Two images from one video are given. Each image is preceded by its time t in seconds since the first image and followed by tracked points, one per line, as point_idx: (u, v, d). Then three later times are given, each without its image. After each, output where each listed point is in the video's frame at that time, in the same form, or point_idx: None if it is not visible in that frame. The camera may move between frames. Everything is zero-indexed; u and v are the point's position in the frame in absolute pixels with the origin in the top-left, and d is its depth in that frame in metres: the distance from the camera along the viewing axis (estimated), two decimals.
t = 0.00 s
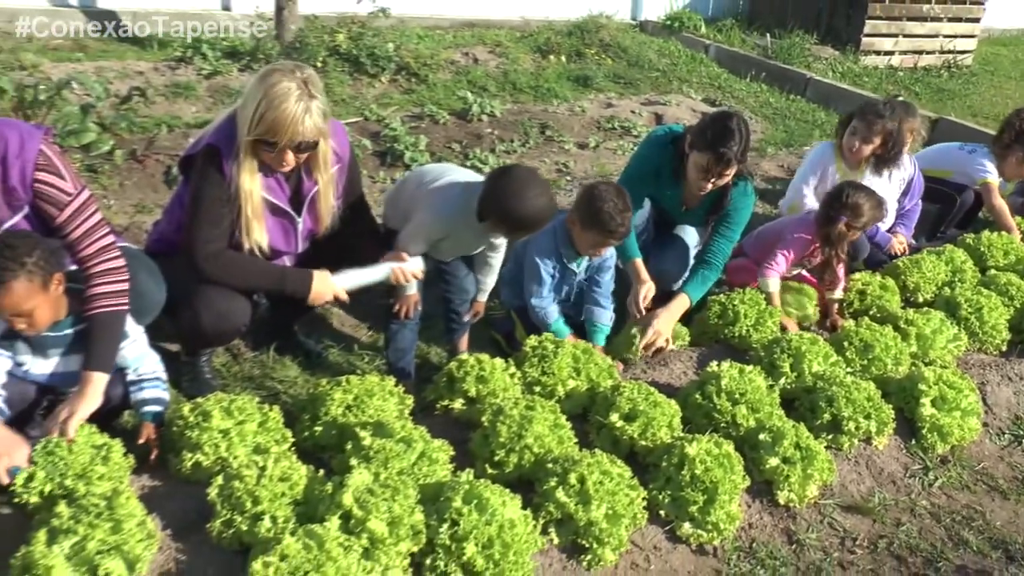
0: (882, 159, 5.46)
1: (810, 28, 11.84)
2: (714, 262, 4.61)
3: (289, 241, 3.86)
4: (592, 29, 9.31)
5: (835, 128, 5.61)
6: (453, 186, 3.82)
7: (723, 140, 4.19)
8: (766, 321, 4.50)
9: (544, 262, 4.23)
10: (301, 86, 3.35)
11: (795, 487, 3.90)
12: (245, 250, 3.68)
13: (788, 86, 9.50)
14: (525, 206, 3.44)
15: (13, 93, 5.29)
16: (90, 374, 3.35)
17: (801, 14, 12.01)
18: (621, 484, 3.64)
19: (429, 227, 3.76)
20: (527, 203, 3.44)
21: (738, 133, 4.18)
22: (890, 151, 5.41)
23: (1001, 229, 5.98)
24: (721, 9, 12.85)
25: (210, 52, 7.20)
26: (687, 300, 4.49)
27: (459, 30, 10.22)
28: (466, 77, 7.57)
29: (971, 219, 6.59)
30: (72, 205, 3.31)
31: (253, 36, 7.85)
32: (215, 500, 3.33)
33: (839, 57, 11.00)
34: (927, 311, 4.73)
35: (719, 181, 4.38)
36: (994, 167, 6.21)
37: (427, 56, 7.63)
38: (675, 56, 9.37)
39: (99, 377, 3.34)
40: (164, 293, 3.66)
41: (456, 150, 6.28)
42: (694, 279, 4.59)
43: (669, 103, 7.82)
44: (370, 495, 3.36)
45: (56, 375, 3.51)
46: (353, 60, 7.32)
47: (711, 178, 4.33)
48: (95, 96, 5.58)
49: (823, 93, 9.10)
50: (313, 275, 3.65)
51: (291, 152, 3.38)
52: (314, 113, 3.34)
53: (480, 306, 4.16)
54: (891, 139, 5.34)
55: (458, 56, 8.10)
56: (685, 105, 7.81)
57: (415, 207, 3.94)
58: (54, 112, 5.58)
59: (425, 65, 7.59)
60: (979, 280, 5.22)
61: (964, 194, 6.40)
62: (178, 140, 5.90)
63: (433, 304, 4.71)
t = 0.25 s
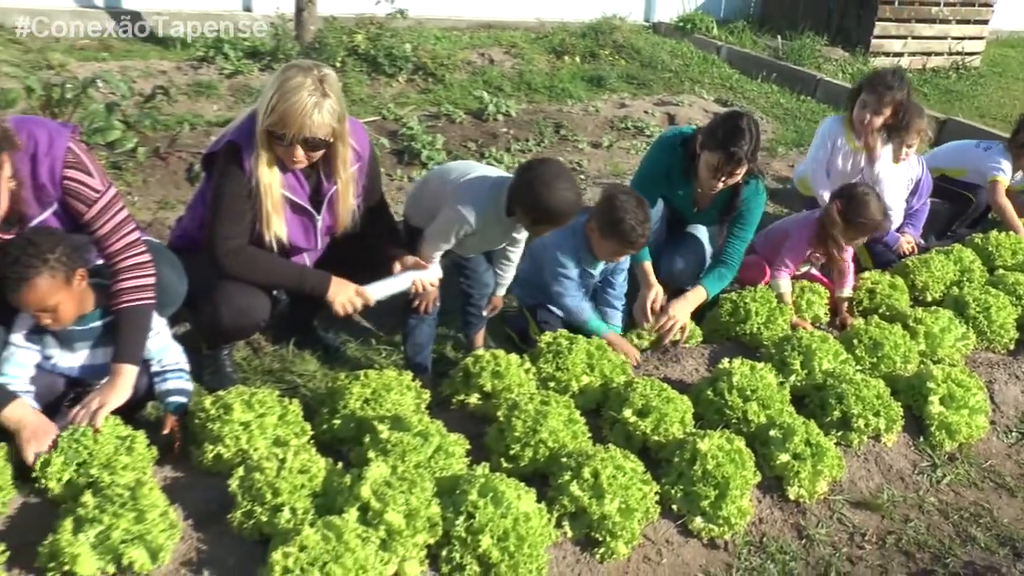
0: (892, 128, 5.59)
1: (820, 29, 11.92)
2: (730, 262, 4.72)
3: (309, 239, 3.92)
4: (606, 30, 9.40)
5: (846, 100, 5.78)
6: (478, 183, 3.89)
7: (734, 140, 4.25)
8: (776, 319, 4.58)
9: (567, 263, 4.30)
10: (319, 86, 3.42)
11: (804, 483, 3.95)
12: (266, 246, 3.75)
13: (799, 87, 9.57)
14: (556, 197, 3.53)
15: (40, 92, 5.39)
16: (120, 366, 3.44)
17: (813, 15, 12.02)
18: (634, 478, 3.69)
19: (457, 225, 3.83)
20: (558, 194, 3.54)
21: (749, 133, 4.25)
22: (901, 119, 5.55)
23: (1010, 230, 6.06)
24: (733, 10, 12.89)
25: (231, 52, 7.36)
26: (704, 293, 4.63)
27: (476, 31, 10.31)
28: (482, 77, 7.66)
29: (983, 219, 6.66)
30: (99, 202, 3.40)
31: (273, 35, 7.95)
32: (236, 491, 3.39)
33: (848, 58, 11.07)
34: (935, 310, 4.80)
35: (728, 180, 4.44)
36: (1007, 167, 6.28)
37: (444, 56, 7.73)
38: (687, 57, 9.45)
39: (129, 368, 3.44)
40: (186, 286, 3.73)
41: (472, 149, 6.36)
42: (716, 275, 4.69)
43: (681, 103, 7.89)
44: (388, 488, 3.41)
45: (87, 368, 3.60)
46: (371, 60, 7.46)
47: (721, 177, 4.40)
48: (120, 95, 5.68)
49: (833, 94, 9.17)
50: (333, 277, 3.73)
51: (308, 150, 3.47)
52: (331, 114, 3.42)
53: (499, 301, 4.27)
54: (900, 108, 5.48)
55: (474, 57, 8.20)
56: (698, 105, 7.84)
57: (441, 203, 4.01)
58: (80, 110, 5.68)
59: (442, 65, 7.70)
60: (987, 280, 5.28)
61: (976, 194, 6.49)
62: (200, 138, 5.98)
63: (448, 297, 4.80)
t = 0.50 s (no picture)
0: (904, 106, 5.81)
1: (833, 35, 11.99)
2: (746, 266, 4.79)
3: (331, 239, 3.99)
4: (622, 36, 9.50)
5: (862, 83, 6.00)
6: (501, 188, 3.97)
7: (747, 143, 4.31)
8: (790, 320, 4.65)
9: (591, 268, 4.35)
10: (339, 89, 3.48)
11: (818, 483, 4.00)
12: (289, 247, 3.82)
13: (811, 92, 9.65)
14: (583, 202, 3.63)
15: (70, 94, 5.51)
16: (154, 360, 3.56)
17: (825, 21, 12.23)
18: (650, 477, 3.73)
19: (483, 227, 3.89)
20: (584, 198, 3.64)
21: (763, 137, 4.30)
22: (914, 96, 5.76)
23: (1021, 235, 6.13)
24: (747, 14, 13.08)
25: (255, 56, 7.49)
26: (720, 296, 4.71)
27: (494, 36, 10.46)
28: (500, 82, 7.76)
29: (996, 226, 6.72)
30: (130, 202, 3.49)
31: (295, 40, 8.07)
32: (259, 486, 3.44)
33: (861, 63, 11.14)
34: (947, 313, 4.85)
35: (743, 183, 4.48)
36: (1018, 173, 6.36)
37: (463, 61, 7.84)
38: (702, 62, 9.53)
39: (163, 361, 3.55)
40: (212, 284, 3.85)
41: (491, 151, 6.45)
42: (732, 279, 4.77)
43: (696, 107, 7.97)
44: (408, 484, 3.46)
45: (119, 364, 3.71)
46: (392, 64, 7.59)
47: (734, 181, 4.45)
48: (147, 98, 5.78)
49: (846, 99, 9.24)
50: (357, 276, 3.79)
51: (326, 152, 3.52)
52: (350, 116, 3.48)
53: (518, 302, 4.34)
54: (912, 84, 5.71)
55: (493, 61, 8.31)
56: (712, 109, 7.91)
57: (464, 206, 4.07)
58: (108, 113, 5.80)
59: (462, 69, 7.83)
60: (999, 283, 5.33)
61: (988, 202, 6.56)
62: (225, 140, 6.07)
63: (468, 297, 4.90)
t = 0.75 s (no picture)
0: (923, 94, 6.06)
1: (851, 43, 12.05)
2: (770, 268, 4.84)
3: (356, 242, 4.07)
4: (643, 42, 9.59)
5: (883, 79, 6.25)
6: (526, 195, 4.04)
7: (766, 150, 4.37)
8: (808, 325, 4.71)
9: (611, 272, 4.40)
10: (367, 95, 3.54)
11: (835, 485, 4.04)
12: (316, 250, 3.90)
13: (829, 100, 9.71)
14: (608, 210, 3.70)
15: (105, 98, 5.64)
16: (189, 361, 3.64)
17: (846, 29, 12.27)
18: (670, 478, 3.78)
19: (510, 232, 3.97)
20: (609, 206, 3.71)
21: (781, 145, 4.37)
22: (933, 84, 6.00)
23: None
24: (766, 21, 13.00)
25: (284, 61, 7.62)
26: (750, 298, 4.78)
27: (517, 42, 10.59)
28: (523, 88, 7.86)
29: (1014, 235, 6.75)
30: (164, 206, 3.60)
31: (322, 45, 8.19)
32: (286, 483, 3.51)
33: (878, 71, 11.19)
34: (963, 319, 4.90)
35: (761, 191, 4.54)
36: None
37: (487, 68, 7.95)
38: (722, 68, 9.61)
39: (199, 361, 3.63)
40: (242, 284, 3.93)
41: (514, 156, 6.54)
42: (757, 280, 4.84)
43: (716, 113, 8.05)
44: (432, 482, 3.52)
45: (153, 364, 3.79)
46: (417, 70, 7.72)
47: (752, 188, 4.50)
48: (179, 102, 5.90)
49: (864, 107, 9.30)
50: (382, 280, 3.87)
51: (352, 156, 3.58)
52: (376, 123, 3.54)
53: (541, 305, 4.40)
54: (931, 72, 5.95)
55: (516, 68, 8.42)
56: (732, 115, 7.98)
57: (492, 210, 4.15)
58: (142, 117, 5.92)
59: (486, 75, 7.97)
60: (1015, 290, 5.37)
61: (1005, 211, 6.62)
62: (254, 143, 6.17)
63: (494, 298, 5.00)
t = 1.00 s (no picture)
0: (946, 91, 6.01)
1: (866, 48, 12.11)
2: (784, 271, 4.84)
3: (378, 242, 4.13)
4: (661, 47, 9.69)
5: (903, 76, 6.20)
6: (547, 197, 4.12)
7: (782, 155, 4.42)
8: (822, 326, 4.78)
9: (629, 273, 4.45)
10: (390, 99, 3.57)
11: (849, 486, 4.09)
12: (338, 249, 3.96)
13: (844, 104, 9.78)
14: (628, 214, 3.77)
15: (136, 99, 5.76)
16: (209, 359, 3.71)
17: (861, 36, 12.24)
18: (686, 477, 3.83)
19: (531, 233, 4.05)
20: (629, 211, 3.78)
21: (796, 150, 4.43)
22: (957, 80, 5.91)
23: None
24: (784, 27, 13.17)
25: (309, 64, 7.74)
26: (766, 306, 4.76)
27: (538, 47, 10.70)
28: (542, 92, 7.96)
29: None
30: (193, 206, 3.68)
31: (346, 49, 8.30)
32: (309, 477, 3.58)
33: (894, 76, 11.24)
34: (977, 323, 4.95)
35: (776, 196, 4.60)
36: None
37: (508, 73, 8.08)
38: (739, 72, 9.67)
39: (216, 361, 3.70)
40: (264, 283, 4.01)
41: (534, 159, 6.63)
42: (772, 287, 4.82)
43: (733, 116, 8.12)
44: (452, 478, 3.58)
45: (179, 360, 3.87)
46: (439, 73, 7.83)
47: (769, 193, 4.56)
48: (206, 104, 6.01)
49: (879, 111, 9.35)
50: (403, 280, 3.93)
51: (375, 159, 3.61)
52: (400, 126, 3.56)
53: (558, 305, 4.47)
54: (954, 68, 5.87)
55: (537, 72, 8.53)
56: (748, 119, 8.06)
57: (513, 212, 4.23)
58: (171, 118, 6.04)
59: (506, 79, 8.07)
60: None
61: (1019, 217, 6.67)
62: (280, 145, 6.27)
63: (512, 299, 5.08)
